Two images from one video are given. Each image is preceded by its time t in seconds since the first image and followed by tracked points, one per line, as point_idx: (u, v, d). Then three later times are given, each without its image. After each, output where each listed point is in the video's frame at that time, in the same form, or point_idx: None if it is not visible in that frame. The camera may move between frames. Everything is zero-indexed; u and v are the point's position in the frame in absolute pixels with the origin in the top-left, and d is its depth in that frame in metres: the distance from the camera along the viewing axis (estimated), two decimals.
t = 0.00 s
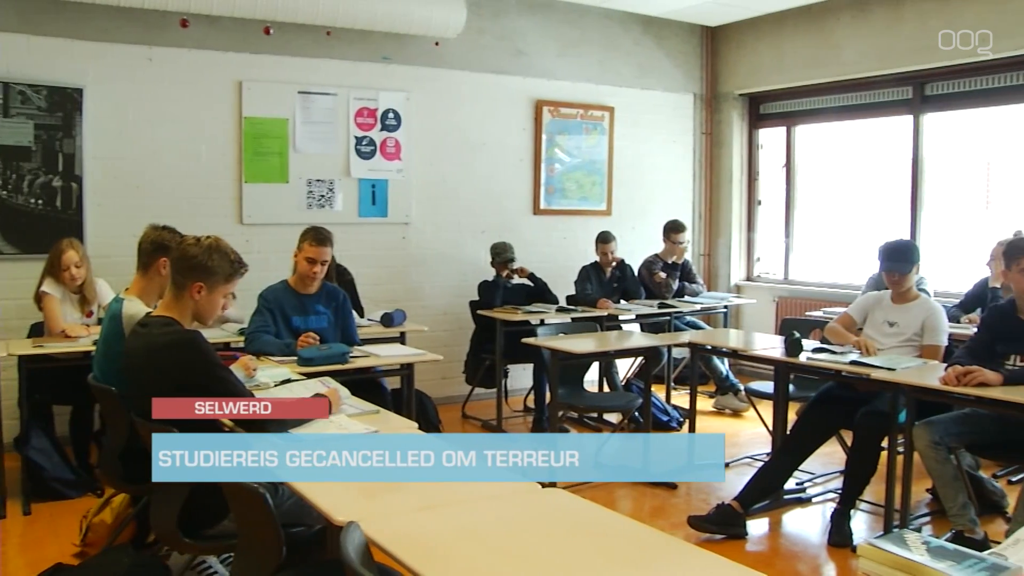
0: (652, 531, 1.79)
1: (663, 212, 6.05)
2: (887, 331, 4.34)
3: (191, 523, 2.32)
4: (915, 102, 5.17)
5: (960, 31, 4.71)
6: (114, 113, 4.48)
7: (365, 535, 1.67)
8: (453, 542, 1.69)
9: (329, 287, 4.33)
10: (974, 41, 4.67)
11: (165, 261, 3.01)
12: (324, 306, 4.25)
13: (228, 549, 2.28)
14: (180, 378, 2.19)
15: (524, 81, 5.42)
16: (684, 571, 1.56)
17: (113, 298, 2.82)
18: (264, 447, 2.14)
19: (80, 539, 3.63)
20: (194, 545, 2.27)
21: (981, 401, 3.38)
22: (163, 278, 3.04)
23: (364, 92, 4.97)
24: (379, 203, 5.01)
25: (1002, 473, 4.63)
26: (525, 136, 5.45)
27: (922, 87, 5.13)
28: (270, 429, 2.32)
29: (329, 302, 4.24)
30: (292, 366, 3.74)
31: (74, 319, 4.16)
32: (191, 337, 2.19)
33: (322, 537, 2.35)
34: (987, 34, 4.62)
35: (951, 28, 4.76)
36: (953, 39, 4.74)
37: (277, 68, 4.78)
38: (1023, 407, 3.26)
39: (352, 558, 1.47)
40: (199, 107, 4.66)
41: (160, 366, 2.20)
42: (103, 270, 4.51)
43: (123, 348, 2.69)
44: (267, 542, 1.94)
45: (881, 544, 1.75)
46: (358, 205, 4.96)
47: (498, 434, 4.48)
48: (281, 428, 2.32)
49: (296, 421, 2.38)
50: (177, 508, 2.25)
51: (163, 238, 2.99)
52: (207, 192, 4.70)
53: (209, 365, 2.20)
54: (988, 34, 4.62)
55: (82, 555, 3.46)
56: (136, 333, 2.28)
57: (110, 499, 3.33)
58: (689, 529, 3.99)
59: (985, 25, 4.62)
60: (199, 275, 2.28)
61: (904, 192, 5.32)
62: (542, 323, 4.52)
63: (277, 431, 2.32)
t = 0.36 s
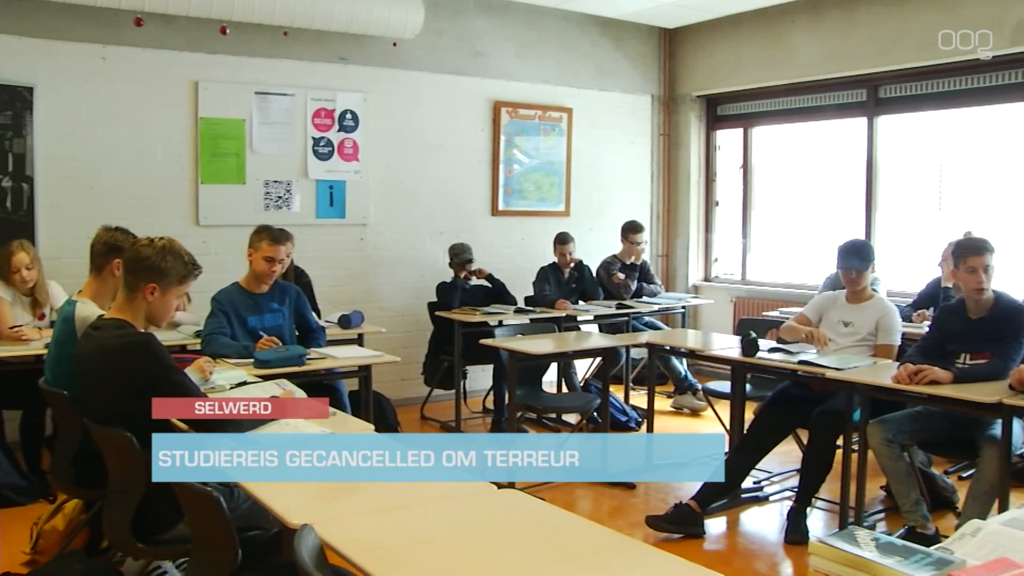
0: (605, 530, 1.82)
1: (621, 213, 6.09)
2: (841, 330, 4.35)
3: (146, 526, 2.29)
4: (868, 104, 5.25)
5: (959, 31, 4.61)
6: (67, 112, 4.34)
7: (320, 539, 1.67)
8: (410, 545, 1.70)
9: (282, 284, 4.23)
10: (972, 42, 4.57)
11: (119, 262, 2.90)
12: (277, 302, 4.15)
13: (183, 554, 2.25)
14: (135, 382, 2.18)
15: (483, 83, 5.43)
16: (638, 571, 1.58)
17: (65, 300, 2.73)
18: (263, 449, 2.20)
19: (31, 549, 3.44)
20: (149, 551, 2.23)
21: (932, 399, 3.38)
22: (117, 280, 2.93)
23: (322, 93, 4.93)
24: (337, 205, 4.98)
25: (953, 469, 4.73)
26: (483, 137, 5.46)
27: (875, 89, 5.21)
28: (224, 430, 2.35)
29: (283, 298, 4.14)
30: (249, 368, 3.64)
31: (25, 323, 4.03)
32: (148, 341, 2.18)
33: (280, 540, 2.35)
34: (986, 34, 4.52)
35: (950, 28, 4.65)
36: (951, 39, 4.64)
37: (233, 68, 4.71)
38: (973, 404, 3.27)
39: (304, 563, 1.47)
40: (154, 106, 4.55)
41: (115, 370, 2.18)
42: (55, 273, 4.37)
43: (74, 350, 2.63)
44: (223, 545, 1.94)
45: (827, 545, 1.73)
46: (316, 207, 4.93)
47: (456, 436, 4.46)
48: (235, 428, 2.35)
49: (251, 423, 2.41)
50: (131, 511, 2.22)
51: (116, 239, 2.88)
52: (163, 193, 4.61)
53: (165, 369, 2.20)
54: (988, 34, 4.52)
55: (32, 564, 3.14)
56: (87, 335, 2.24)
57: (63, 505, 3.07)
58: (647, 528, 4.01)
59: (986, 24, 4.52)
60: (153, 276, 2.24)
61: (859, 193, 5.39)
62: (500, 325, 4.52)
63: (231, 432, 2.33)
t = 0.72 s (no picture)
0: (558, 529, 1.84)
1: (582, 214, 6.13)
2: (799, 331, 4.37)
3: (100, 536, 2.20)
4: (826, 106, 5.32)
5: (959, 31, 4.52)
6: (21, 113, 4.24)
7: (276, 542, 1.67)
8: (366, 547, 1.70)
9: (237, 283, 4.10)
10: (972, 42, 4.48)
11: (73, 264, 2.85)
12: (236, 300, 4.03)
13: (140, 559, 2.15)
14: (89, 384, 2.18)
15: (443, 84, 5.43)
16: (590, 570, 1.60)
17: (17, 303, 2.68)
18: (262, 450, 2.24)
19: None
20: (104, 557, 2.13)
21: (889, 398, 3.41)
22: (71, 283, 2.89)
23: (281, 93, 4.90)
24: (297, 206, 4.95)
25: (909, 466, 4.80)
26: (444, 138, 5.46)
27: (833, 91, 5.28)
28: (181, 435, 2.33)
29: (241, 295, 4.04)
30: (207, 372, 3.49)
31: None
32: (102, 343, 2.19)
33: (237, 543, 2.28)
34: (987, 34, 4.43)
35: (950, 28, 4.55)
36: (952, 38, 4.54)
37: (190, 69, 4.65)
38: (926, 401, 3.31)
39: (259, 566, 1.45)
40: (111, 107, 4.47)
41: (69, 373, 2.17)
42: (8, 275, 4.26)
43: (27, 354, 2.59)
44: (179, 550, 1.84)
45: (790, 538, 1.71)
46: (275, 208, 4.89)
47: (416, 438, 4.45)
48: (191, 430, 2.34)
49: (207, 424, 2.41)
50: (86, 516, 2.13)
51: (70, 242, 2.82)
52: (121, 195, 4.52)
53: (120, 372, 2.20)
54: (988, 34, 4.43)
55: None
56: (39, 339, 2.22)
57: (15, 511, 2.98)
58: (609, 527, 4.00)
59: (985, 24, 4.44)
60: (108, 278, 2.23)
61: (817, 195, 5.47)
62: (461, 327, 4.51)
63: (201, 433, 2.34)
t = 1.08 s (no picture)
0: (508, 529, 1.85)
1: (542, 215, 6.17)
2: (756, 331, 4.40)
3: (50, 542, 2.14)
4: (784, 108, 5.40)
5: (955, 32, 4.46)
6: None
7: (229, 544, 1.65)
8: (319, 551, 1.69)
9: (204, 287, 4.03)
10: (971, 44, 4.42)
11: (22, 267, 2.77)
12: (202, 304, 3.96)
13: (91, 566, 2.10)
14: (39, 388, 2.12)
15: (403, 85, 5.44)
16: (540, 570, 1.61)
17: None
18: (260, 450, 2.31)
19: None
20: (54, 564, 2.08)
21: (846, 396, 3.43)
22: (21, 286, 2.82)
23: (239, 94, 4.85)
24: (255, 208, 4.92)
25: (867, 464, 4.86)
26: (404, 140, 5.46)
27: (790, 93, 5.37)
28: (136, 442, 2.27)
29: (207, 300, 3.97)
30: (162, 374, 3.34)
31: None
32: (53, 347, 2.12)
33: (195, 547, 2.23)
34: (987, 34, 4.36)
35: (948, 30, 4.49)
36: (952, 38, 4.48)
37: (146, 68, 4.58)
38: (883, 400, 3.28)
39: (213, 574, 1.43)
40: (65, 107, 4.38)
41: (18, 377, 2.11)
42: None
43: None
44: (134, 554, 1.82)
45: (745, 536, 1.69)
46: (233, 209, 4.85)
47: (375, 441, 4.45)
48: (146, 437, 2.28)
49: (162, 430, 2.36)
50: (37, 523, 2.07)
51: (21, 243, 2.75)
52: (75, 196, 4.43)
53: (72, 375, 2.14)
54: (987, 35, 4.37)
55: None
56: None
57: None
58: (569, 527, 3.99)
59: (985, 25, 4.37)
60: (60, 281, 2.16)
61: (776, 196, 5.55)
62: (420, 328, 4.50)
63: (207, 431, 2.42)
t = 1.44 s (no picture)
0: (469, 528, 1.86)
1: (510, 216, 6.21)
2: (723, 331, 4.41)
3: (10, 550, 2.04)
4: (751, 110, 5.49)
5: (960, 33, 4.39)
6: None
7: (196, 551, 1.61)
8: (285, 554, 1.68)
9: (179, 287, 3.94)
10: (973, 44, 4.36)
11: None
12: (175, 307, 3.87)
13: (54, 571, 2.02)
14: None
15: (369, 86, 5.45)
16: (504, 570, 1.61)
17: None
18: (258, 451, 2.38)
19: None
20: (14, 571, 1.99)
21: (812, 396, 3.38)
22: None
23: (206, 95, 4.82)
24: (222, 209, 4.89)
25: (832, 463, 4.92)
26: (371, 141, 5.48)
27: (757, 95, 5.46)
28: (100, 446, 2.26)
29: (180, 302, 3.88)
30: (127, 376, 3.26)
31: None
32: (13, 347, 2.11)
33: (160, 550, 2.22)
34: (987, 34, 4.31)
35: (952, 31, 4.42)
36: (952, 38, 4.43)
37: (110, 68, 4.52)
38: (847, 399, 3.22)
39: None
40: (27, 106, 4.30)
41: None
42: None
43: None
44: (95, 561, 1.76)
45: (710, 536, 1.66)
46: (200, 210, 4.82)
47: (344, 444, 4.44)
48: (112, 439, 2.28)
49: (128, 434, 2.35)
50: None
51: None
52: (38, 197, 4.36)
53: (32, 376, 2.13)
54: (989, 36, 4.31)
55: None
56: None
57: None
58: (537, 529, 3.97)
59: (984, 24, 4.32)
60: (18, 283, 2.12)
61: (742, 197, 5.63)
62: (388, 330, 4.49)
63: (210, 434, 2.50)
